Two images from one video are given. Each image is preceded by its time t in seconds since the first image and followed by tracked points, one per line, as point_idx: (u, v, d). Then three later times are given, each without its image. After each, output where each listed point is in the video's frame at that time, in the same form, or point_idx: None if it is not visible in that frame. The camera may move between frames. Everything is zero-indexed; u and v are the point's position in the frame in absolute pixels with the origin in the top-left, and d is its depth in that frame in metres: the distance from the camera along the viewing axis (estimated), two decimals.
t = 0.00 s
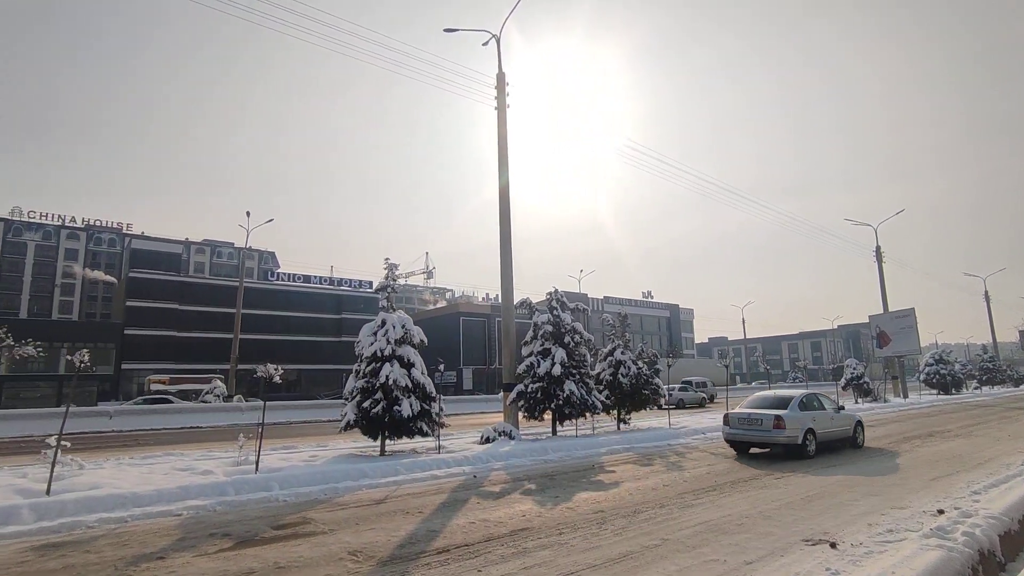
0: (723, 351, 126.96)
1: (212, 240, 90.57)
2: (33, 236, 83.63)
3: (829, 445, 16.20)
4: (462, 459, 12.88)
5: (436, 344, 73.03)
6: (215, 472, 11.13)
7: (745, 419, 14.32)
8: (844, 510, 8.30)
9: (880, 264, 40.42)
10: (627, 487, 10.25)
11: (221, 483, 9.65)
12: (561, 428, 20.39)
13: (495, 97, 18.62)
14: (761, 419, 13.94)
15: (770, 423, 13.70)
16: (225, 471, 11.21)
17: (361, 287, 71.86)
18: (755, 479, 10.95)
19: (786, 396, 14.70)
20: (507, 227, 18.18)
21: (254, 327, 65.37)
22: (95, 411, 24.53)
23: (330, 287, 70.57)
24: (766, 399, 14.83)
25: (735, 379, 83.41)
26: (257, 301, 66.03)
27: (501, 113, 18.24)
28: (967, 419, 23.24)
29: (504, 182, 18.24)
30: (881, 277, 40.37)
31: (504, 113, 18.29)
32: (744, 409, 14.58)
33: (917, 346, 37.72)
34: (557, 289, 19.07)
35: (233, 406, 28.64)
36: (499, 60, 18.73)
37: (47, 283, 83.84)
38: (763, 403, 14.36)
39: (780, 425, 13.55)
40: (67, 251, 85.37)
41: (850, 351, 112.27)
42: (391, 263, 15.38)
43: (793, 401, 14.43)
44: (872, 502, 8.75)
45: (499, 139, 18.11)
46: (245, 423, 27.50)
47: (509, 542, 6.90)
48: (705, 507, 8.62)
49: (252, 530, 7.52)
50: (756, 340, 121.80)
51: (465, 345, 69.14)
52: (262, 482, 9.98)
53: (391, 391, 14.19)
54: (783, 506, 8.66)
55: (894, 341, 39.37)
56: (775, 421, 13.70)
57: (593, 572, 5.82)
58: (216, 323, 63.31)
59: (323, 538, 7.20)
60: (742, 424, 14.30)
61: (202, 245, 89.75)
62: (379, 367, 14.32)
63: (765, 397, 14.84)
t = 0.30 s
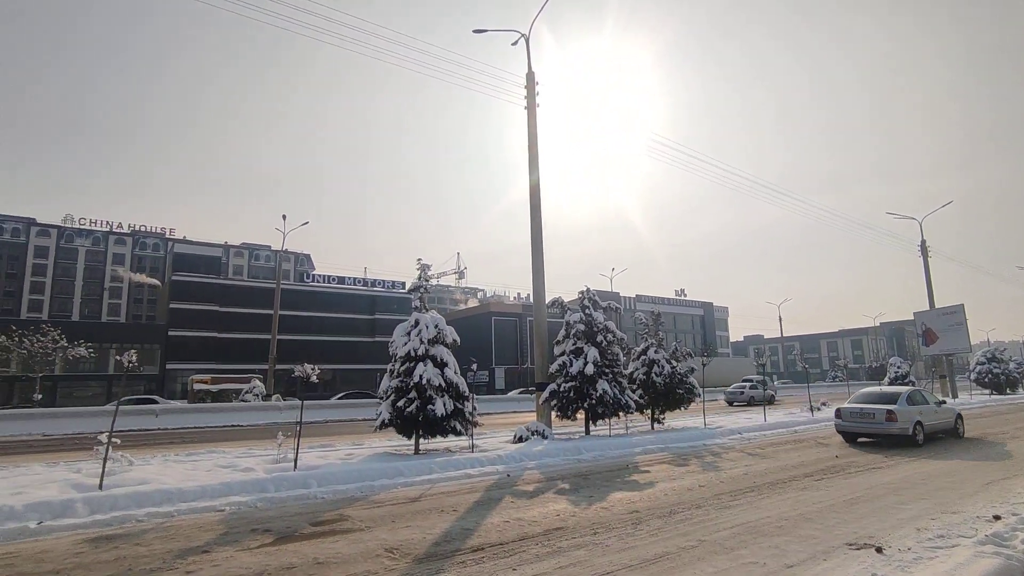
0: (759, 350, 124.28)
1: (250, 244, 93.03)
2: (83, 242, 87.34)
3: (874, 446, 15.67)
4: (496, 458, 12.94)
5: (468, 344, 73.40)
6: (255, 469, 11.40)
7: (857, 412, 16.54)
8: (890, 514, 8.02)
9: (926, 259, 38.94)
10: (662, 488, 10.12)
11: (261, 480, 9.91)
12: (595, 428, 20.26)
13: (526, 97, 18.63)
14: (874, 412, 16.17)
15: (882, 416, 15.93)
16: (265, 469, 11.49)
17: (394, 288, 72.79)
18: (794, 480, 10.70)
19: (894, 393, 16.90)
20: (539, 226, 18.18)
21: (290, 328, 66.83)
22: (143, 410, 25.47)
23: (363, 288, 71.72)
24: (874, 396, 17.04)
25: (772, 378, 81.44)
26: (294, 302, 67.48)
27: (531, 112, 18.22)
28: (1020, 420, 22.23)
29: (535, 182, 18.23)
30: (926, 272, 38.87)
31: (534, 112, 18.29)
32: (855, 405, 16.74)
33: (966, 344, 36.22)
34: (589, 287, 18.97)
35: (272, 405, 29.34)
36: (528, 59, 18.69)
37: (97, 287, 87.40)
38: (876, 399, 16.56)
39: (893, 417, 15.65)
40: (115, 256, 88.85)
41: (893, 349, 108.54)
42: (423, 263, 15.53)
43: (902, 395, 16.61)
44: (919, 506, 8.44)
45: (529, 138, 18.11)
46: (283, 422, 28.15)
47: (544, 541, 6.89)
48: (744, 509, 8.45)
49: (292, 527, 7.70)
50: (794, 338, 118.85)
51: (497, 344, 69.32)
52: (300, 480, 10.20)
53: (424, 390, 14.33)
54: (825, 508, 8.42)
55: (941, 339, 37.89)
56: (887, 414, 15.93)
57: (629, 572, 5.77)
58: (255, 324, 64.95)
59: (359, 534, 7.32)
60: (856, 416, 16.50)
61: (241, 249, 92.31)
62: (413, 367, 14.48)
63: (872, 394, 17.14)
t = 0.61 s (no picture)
0: (799, 348, 121.20)
1: (287, 246, 95.24)
2: (130, 247, 90.82)
3: (922, 448, 15.13)
4: (530, 457, 12.95)
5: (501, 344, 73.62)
6: (294, 467, 11.68)
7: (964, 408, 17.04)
8: (942, 519, 7.71)
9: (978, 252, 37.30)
10: (699, 488, 9.98)
11: (300, 477, 10.12)
12: (630, 427, 20.10)
13: (556, 95, 18.58)
14: (984, 407, 16.61)
15: (993, 409, 16.42)
16: (304, 466, 11.76)
17: (427, 288, 73.53)
18: (837, 482, 10.40)
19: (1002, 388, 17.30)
20: (571, 225, 18.11)
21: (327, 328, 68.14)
22: (189, 408, 26.32)
23: (397, 288, 72.66)
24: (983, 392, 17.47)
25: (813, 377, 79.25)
26: (330, 303, 68.79)
27: (562, 111, 18.18)
28: None
29: (566, 180, 18.17)
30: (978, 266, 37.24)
31: (565, 110, 18.22)
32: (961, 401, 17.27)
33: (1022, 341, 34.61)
34: (622, 286, 18.81)
35: (311, 404, 29.97)
36: (559, 58, 18.63)
37: (144, 290, 90.75)
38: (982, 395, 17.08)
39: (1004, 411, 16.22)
40: (160, 260, 92.13)
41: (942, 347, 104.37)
42: (456, 264, 15.65)
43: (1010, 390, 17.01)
44: (973, 511, 8.10)
45: (560, 137, 18.06)
46: (322, 420, 28.73)
47: (579, 541, 6.87)
48: (785, 510, 8.26)
49: (331, 523, 7.85)
50: (835, 336, 115.50)
51: (530, 344, 69.34)
52: (339, 477, 10.40)
53: (458, 390, 14.43)
54: (872, 511, 8.16)
55: (995, 336, 36.27)
56: (998, 407, 16.36)
57: (668, 574, 5.71)
58: (293, 325, 66.43)
59: (397, 532, 7.42)
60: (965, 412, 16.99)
61: (279, 251, 94.59)
62: (447, 366, 14.60)
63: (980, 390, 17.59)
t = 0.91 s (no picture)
0: (841, 346, 117.78)
1: (324, 248, 97.29)
2: (176, 251, 94.14)
3: (975, 450, 14.51)
4: (565, 456, 12.93)
5: (535, 343, 73.66)
6: (334, 464, 11.93)
7: None
8: (998, 525, 7.39)
9: None
10: (739, 488, 9.79)
11: (340, 475, 10.34)
12: (666, 427, 19.86)
13: (588, 93, 18.49)
14: None
15: None
16: (344, 464, 12.00)
17: (461, 288, 74.09)
18: (884, 484, 10.07)
19: None
20: (604, 223, 17.99)
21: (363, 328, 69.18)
22: (233, 407, 27.11)
23: (431, 289, 73.42)
24: None
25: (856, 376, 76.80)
26: (366, 304, 69.92)
27: (594, 108, 18.06)
28: None
29: (599, 177, 18.05)
30: None
31: (597, 108, 18.11)
32: None
33: None
34: (657, 284, 18.60)
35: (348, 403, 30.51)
36: (590, 55, 18.52)
37: (189, 292, 93.93)
38: None
39: None
40: (203, 263, 95.24)
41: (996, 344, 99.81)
42: (490, 264, 15.71)
43: None
44: None
45: (592, 134, 17.95)
46: (359, 419, 29.23)
47: (616, 541, 6.83)
48: (830, 513, 8.04)
49: (370, 520, 8.00)
50: (879, 333, 111.79)
51: (564, 342, 69.13)
52: (377, 475, 10.57)
53: (493, 389, 14.49)
54: (922, 515, 7.88)
55: None
56: None
57: None
58: (331, 326, 67.77)
59: (434, 529, 7.50)
60: None
61: (316, 254, 96.72)
62: (481, 365, 14.69)
63: None
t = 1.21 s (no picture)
0: (888, 342, 113.70)
1: (360, 250, 98.98)
2: (219, 254, 97.12)
3: None
4: (602, 455, 12.85)
5: (570, 342, 73.38)
6: (372, 462, 12.13)
7: None
8: None
9: None
10: (781, 489, 9.57)
11: (378, 472, 10.52)
12: (705, 426, 19.54)
13: (620, 89, 18.32)
14: None
15: None
16: (382, 462, 12.20)
17: (495, 287, 74.38)
18: (936, 487, 9.68)
19: None
20: (638, 220, 17.81)
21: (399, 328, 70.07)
22: (274, 405, 27.81)
23: (465, 288, 73.90)
24: None
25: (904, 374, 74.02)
26: (401, 304, 70.80)
27: (626, 104, 17.90)
28: None
29: (633, 173, 17.87)
30: None
31: (630, 104, 17.93)
32: None
33: None
34: (693, 281, 18.31)
35: (385, 402, 30.96)
36: (622, 51, 18.34)
37: (231, 294, 96.82)
38: None
39: None
40: (245, 266, 98.02)
41: None
42: (524, 263, 15.74)
43: None
44: None
45: (625, 131, 17.80)
46: (396, 417, 29.65)
47: (654, 541, 6.77)
48: (878, 515, 7.78)
49: (409, 517, 8.12)
50: (929, 330, 107.45)
51: (599, 341, 68.65)
52: (414, 473, 10.71)
53: (529, 387, 14.53)
54: (978, 520, 7.56)
55: None
56: None
57: None
58: (367, 326, 68.89)
59: (472, 527, 7.57)
60: None
61: (352, 255, 98.49)
62: (517, 364, 14.72)
63: None
